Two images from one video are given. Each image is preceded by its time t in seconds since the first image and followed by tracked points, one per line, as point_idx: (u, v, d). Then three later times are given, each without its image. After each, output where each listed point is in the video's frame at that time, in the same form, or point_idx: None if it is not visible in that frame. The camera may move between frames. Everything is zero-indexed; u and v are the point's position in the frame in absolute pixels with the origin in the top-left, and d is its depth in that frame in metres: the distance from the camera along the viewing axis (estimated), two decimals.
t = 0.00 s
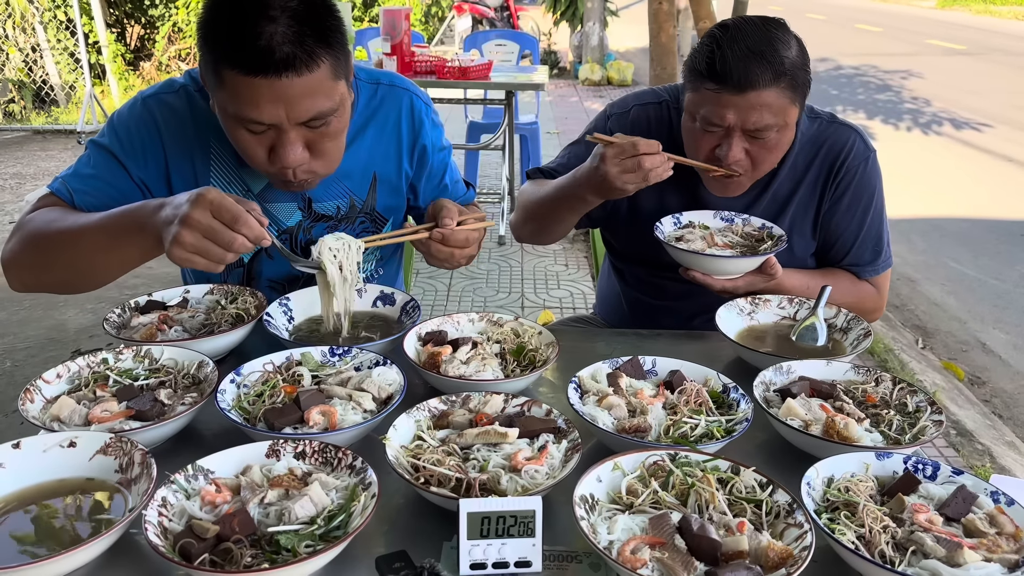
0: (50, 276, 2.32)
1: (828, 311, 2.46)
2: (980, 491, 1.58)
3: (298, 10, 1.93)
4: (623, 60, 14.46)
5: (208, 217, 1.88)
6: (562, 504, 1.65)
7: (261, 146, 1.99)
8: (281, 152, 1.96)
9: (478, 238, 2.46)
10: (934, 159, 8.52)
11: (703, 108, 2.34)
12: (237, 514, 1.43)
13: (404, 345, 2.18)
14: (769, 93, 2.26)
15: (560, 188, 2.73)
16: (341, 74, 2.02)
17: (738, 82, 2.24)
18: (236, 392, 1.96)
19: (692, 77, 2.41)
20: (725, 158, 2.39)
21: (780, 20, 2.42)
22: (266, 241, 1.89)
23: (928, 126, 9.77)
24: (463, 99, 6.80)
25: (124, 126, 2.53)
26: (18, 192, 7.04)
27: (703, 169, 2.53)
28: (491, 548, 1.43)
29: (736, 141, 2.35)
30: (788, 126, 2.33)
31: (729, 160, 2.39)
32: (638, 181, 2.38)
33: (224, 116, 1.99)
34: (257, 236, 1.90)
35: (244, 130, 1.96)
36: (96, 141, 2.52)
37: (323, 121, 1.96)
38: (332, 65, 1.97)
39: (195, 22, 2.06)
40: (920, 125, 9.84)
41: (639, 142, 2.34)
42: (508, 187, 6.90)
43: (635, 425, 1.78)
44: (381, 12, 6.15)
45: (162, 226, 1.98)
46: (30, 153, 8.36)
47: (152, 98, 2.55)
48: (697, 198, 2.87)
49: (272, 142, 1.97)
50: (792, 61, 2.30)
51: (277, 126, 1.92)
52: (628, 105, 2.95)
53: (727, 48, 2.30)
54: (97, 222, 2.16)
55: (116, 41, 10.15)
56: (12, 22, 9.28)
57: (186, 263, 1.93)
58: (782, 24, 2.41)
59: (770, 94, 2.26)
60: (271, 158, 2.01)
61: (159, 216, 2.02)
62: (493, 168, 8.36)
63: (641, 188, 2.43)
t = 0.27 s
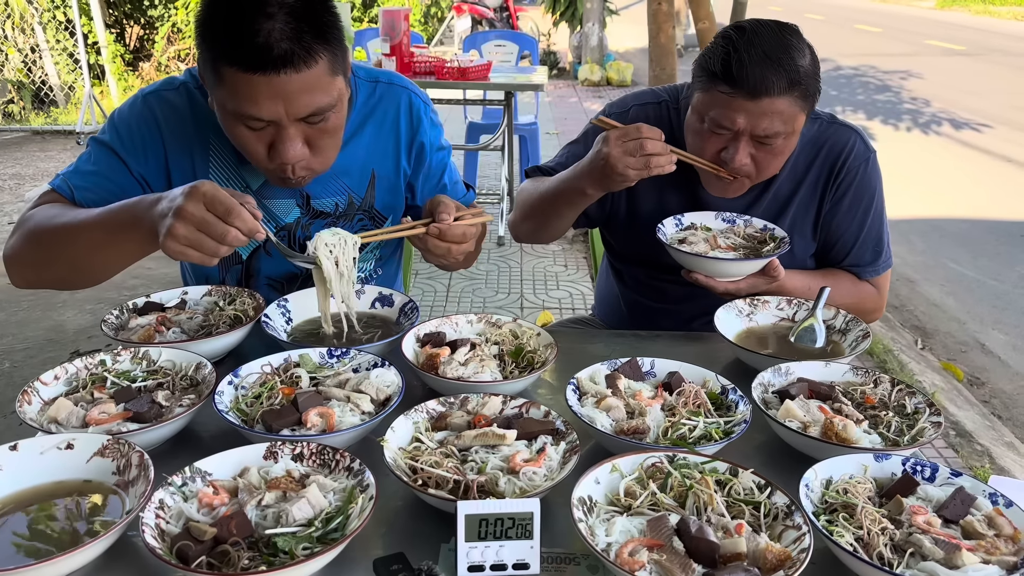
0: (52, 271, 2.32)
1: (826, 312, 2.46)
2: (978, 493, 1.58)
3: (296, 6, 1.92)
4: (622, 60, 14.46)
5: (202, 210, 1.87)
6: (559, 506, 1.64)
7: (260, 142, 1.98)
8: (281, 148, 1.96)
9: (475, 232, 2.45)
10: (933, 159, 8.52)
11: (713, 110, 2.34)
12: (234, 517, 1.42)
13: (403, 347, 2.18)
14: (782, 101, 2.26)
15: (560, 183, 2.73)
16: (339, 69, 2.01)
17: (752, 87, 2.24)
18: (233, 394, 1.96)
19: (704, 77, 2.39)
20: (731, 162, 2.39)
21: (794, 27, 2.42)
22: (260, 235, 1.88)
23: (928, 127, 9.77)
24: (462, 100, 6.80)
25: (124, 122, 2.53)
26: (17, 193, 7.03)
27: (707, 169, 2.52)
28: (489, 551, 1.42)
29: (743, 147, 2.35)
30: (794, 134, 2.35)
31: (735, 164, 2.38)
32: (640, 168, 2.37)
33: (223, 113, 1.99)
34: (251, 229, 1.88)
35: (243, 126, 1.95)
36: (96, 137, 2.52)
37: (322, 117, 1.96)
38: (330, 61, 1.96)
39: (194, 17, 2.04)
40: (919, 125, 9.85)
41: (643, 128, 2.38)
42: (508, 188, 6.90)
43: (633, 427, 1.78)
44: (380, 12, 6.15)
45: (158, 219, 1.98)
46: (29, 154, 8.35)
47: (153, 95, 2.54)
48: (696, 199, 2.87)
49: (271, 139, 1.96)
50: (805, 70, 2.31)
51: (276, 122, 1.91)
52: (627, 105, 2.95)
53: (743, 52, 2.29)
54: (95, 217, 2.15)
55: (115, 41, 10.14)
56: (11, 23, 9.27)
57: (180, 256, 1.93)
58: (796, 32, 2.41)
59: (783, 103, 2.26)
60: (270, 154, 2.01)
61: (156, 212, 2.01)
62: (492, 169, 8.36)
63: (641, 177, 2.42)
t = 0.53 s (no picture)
0: (54, 276, 2.31)
1: (825, 312, 2.46)
2: (977, 492, 1.58)
3: None
4: (621, 60, 14.46)
5: (207, 232, 1.87)
6: (558, 506, 1.65)
7: (257, 124, 1.97)
8: (278, 128, 1.94)
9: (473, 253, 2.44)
10: (933, 159, 8.53)
11: (718, 109, 2.33)
12: (233, 517, 1.42)
13: (402, 347, 2.18)
14: (787, 101, 2.26)
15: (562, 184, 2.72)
16: (334, 49, 2.02)
17: (759, 86, 2.23)
18: (232, 394, 1.96)
19: (710, 74, 2.39)
20: (734, 161, 2.39)
21: (800, 27, 2.42)
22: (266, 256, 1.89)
23: (927, 127, 9.78)
24: (461, 100, 6.79)
25: (125, 122, 2.53)
26: (16, 193, 7.02)
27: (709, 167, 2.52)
28: (488, 551, 1.42)
29: (747, 145, 2.35)
30: (798, 134, 2.35)
31: (738, 163, 2.39)
32: (641, 170, 2.37)
33: (220, 97, 1.98)
34: (256, 250, 1.89)
35: (239, 108, 1.95)
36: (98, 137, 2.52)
37: (317, 95, 1.95)
38: (323, 36, 1.97)
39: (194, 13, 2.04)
40: (919, 126, 9.85)
41: (645, 128, 2.38)
42: (507, 188, 6.90)
43: (632, 427, 1.78)
44: (379, 12, 6.15)
45: (163, 236, 1.98)
46: (28, 154, 8.34)
47: (154, 95, 2.55)
48: (696, 199, 2.87)
49: (267, 120, 1.95)
50: (811, 70, 2.31)
51: (272, 99, 1.91)
52: (628, 105, 2.96)
53: (750, 51, 2.29)
54: (102, 226, 2.15)
55: (115, 42, 10.14)
56: (10, 23, 9.26)
57: (186, 276, 1.94)
58: (803, 32, 2.41)
59: (788, 103, 2.26)
60: (268, 137, 1.99)
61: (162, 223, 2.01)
62: (491, 169, 8.36)
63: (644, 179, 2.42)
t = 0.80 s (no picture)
0: (53, 276, 2.31)
1: (825, 311, 2.46)
2: (977, 491, 1.58)
3: None
4: (621, 60, 14.46)
5: (206, 236, 1.87)
6: (559, 505, 1.65)
7: (260, 134, 1.98)
8: (282, 138, 1.95)
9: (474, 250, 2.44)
10: (932, 159, 8.53)
11: (722, 95, 2.33)
12: (233, 516, 1.42)
13: (402, 346, 2.18)
14: (790, 84, 2.27)
15: (569, 203, 2.71)
16: (339, 57, 2.01)
17: (761, 70, 2.24)
18: (232, 393, 1.96)
19: (712, 64, 2.40)
20: (739, 148, 2.37)
21: (799, 15, 2.44)
22: (265, 258, 1.88)
23: (927, 126, 9.78)
24: (461, 99, 6.79)
25: (126, 123, 2.52)
26: (15, 192, 7.02)
27: (713, 157, 2.50)
28: (489, 550, 1.42)
29: (752, 131, 2.34)
30: (802, 119, 2.35)
31: (743, 150, 2.37)
32: (634, 210, 2.34)
33: (224, 105, 1.99)
34: (254, 253, 1.88)
35: (243, 118, 1.96)
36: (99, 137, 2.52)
37: (322, 105, 1.95)
38: (329, 49, 1.96)
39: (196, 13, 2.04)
40: (919, 125, 9.85)
41: (639, 165, 2.32)
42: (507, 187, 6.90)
43: (633, 426, 1.78)
44: (379, 12, 6.15)
45: (163, 239, 1.98)
46: (28, 153, 8.34)
47: (154, 95, 2.55)
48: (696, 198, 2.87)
49: (271, 129, 1.96)
50: (813, 54, 2.32)
51: (275, 112, 1.91)
52: (630, 103, 2.95)
53: (751, 36, 2.31)
54: (101, 225, 2.15)
55: (114, 41, 10.13)
56: (10, 22, 9.25)
57: (186, 279, 1.94)
58: (803, 20, 2.43)
59: (791, 86, 2.27)
60: (271, 146, 2.00)
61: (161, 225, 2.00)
62: (491, 168, 8.35)
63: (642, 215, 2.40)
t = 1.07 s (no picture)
0: (49, 277, 2.30)
1: (825, 310, 2.45)
2: (979, 490, 1.58)
3: (303, 16, 1.91)
4: (620, 59, 14.45)
5: (208, 230, 1.86)
6: (559, 504, 1.64)
7: (267, 153, 1.97)
8: (289, 159, 1.95)
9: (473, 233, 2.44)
10: (931, 157, 8.53)
11: (719, 86, 2.32)
12: (232, 515, 1.42)
13: (401, 345, 2.17)
14: (787, 72, 2.26)
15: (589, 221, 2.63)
16: (346, 77, 2.00)
17: (758, 58, 2.24)
18: (231, 391, 1.95)
19: (708, 56, 2.39)
20: (739, 139, 2.36)
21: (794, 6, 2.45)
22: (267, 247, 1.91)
23: (927, 125, 9.77)
24: (461, 98, 6.79)
25: (125, 128, 2.51)
26: (14, 191, 7.01)
27: (714, 151, 2.48)
28: (489, 548, 1.42)
29: (751, 122, 2.33)
30: (800, 108, 2.34)
31: (743, 141, 2.35)
32: (649, 250, 2.28)
33: (230, 124, 1.97)
34: (258, 242, 1.90)
35: (250, 138, 1.95)
36: (96, 142, 2.51)
37: (329, 127, 1.95)
38: (337, 70, 1.96)
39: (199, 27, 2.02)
40: (918, 124, 9.84)
41: (667, 210, 2.20)
42: (506, 186, 6.89)
43: (633, 425, 1.78)
44: (378, 10, 6.14)
45: (163, 233, 1.97)
46: (27, 152, 8.33)
47: (154, 99, 2.53)
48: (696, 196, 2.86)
49: (278, 150, 1.95)
50: (808, 42, 2.32)
51: (283, 134, 1.91)
52: (633, 99, 2.95)
53: (746, 26, 2.31)
54: (95, 225, 2.14)
55: (113, 40, 10.11)
56: (8, 21, 9.23)
57: (189, 274, 1.93)
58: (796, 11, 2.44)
59: (788, 74, 2.26)
60: (278, 165, 2.00)
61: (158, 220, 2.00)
62: (490, 168, 8.34)
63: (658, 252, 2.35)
